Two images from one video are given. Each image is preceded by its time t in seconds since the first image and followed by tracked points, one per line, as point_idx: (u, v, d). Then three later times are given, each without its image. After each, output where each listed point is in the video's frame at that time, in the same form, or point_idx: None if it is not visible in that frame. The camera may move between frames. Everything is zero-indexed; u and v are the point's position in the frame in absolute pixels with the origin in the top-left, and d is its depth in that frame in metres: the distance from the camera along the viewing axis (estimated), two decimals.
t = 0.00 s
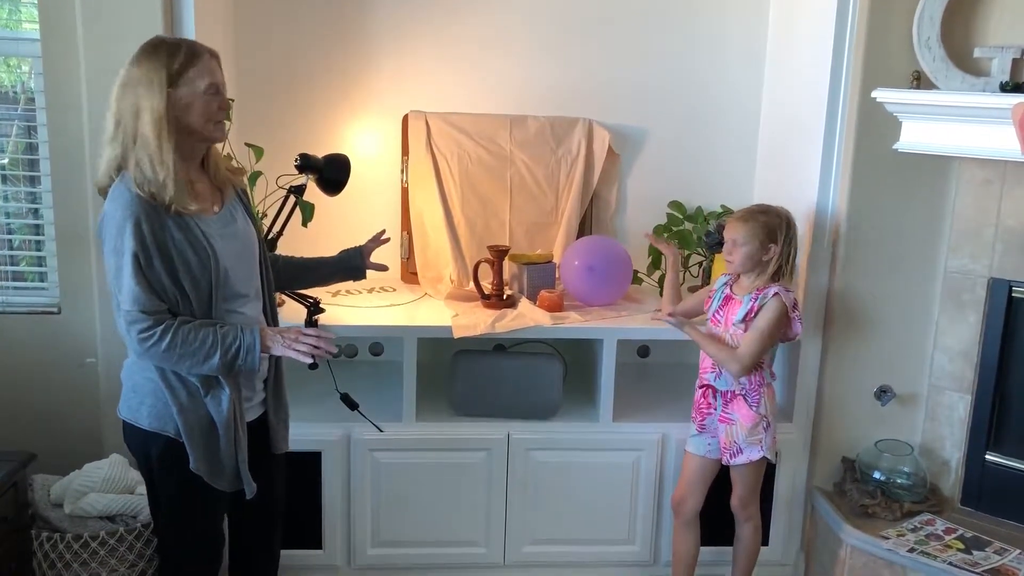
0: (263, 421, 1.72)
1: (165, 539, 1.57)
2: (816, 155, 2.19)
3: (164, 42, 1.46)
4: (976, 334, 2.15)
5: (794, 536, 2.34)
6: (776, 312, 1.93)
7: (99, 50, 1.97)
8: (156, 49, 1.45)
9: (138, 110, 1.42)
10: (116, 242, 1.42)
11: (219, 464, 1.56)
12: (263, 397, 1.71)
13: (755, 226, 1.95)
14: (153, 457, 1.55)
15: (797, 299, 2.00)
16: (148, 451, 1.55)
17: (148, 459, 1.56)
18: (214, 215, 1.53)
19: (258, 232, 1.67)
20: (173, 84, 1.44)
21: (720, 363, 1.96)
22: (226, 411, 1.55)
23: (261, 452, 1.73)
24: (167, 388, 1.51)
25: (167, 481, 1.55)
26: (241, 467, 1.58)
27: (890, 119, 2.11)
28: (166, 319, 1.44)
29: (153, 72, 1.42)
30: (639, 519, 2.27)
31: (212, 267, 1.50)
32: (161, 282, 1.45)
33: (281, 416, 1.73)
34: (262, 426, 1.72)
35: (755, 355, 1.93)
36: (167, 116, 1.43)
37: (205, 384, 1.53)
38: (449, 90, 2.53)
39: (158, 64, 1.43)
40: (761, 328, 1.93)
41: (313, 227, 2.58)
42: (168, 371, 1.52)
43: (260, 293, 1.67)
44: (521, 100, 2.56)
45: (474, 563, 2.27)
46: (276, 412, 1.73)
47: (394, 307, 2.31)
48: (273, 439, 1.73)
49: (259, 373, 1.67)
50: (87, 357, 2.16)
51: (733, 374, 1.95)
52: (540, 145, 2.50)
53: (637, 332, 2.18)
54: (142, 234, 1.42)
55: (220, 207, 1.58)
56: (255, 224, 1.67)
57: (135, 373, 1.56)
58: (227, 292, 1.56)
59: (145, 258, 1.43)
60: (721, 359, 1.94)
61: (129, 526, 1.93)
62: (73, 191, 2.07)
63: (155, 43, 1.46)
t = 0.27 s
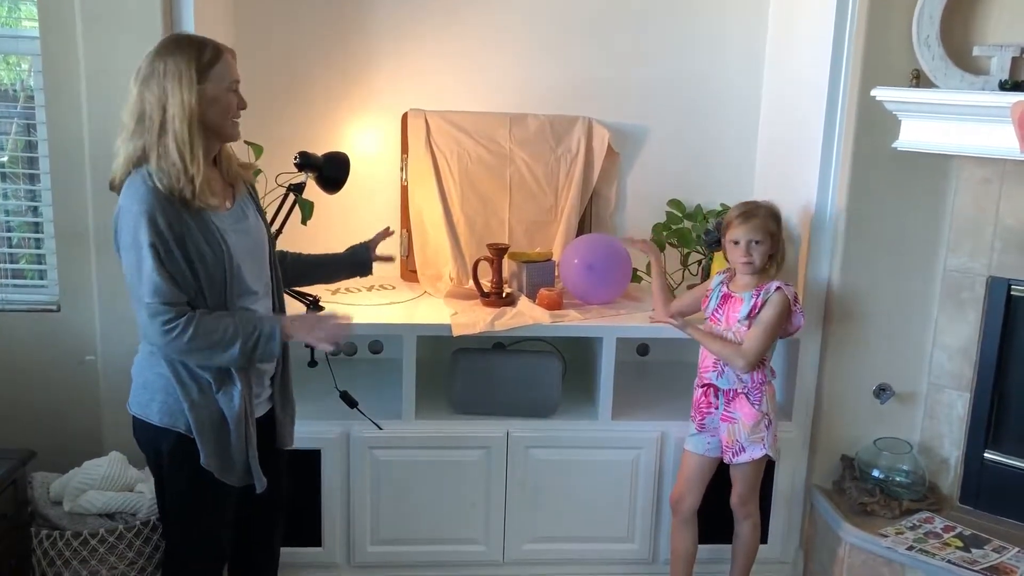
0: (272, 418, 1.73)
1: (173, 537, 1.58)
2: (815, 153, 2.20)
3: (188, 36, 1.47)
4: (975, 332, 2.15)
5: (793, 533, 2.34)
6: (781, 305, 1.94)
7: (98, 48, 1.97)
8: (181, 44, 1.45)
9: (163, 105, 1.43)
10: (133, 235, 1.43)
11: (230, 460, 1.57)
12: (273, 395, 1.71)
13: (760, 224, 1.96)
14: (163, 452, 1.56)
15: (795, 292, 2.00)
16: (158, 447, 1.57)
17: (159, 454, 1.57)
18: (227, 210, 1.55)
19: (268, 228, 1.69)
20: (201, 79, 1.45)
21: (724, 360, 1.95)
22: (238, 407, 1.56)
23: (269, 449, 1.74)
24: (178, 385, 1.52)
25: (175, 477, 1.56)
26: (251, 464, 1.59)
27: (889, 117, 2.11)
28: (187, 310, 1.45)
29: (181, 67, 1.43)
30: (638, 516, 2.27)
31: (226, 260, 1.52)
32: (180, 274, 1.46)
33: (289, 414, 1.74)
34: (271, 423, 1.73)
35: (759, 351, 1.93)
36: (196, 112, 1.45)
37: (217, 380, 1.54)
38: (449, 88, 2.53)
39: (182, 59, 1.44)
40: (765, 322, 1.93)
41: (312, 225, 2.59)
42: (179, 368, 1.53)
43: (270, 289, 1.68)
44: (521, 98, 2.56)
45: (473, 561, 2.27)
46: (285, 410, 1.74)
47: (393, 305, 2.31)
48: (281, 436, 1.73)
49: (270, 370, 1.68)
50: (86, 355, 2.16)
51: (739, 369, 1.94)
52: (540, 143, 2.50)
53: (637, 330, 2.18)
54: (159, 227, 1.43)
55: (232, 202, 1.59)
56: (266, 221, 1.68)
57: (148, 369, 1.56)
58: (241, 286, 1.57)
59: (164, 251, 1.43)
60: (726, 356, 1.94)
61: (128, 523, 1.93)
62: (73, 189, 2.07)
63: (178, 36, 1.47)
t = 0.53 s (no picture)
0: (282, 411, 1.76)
1: (178, 528, 1.62)
2: (815, 151, 2.20)
3: (206, 35, 1.50)
4: (975, 331, 2.15)
5: (793, 532, 2.34)
6: (781, 302, 1.94)
7: (98, 46, 1.97)
8: (197, 42, 1.48)
9: (179, 102, 1.46)
10: (162, 230, 1.45)
11: (233, 458, 1.58)
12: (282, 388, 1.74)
13: (757, 221, 1.96)
14: (170, 448, 1.59)
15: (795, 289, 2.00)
16: (164, 443, 1.59)
17: (166, 451, 1.60)
18: (243, 203, 1.59)
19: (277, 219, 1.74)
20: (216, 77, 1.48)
21: (723, 358, 1.95)
22: (252, 400, 1.59)
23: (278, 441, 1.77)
24: (187, 381, 1.55)
25: (180, 473, 1.59)
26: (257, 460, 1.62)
27: (888, 116, 2.11)
28: (234, 284, 1.48)
29: (197, 65, 1.46)
30: (637, 515, 2.27)
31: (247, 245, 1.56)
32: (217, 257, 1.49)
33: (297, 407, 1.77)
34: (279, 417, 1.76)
35: (760, 349, 1.93)
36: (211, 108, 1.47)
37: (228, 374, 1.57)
38: (449, 86, 2.53)
39: (199, 57, 1.46)
40: (765, 320, 1.93)
41: (312, 224, 2.59)
42: (189, 364, 1.56)
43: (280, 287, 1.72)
44: (520, 97, 2.56)
45: (472, 560, 2.27)
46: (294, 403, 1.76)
47: (392, 304, 2.31)
48: (289, 428, 1.76)
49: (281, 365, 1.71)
50: (86, 354, 2.16)
51: (740, 367, 1.94)
52: (539, 142, 2.50)
53: (636, 329, 2.18)
54: (186, 218, 1.46)
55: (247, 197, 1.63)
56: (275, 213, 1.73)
57: (159, 366, 1.59)
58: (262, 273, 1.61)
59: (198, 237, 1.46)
60: (727, 355, 1.94)
61: (128, 522, 1.93)
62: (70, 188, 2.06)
63: (194, 35, 1.50)
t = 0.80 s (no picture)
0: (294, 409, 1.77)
1: (188, 523, 1.65)
2: (815, 150, 2.20)
3: (225, 34, 1.52)
4: (975, 330, 2.15)
5: (793, 531, 2.34)
6: (780, 301, 1.94)
7: (97, 46, 1.97)
8: (216, 42, 1.50)
9: (197, 100, 1.49)
10: (179, 228, 1.49)
11: (241, 456, 1.60)
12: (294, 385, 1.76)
13: (751, 220, 1.96)
14: (179, 443, 1.61)
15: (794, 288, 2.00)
16: (174, 439, 1.62)
17: (175, 446, 1.62)
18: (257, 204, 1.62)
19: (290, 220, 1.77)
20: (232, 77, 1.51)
21: (723, 358, 1.95)
22: (263, 397, 1.61)
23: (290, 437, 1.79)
24: (196, 379, 1.57)
25: (190, 469, 1.62)
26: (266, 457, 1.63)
27: (888, 115, 2.11)
28: (247, 284, 1.52)
29: (215, 64, 1.48)
30: (637, 515, 2.27)
31: (260, 245, 1.60)
32: (232, 256, 1.53)
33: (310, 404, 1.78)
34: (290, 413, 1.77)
35: (760, 348, 1.93)
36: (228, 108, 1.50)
37: (239, 370, 1.59)
38: (448, 86, 2.53)
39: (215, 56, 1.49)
40: (764, 319, 1.93)
41: (311, 223, 2.59)
42: (199, 362, 1.58)
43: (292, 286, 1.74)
44: (520, 97, 2.56)
45: (472, 559, 2.27)
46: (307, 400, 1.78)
47: (392, 304, 2.31)
48: (300, 426, 1.77)
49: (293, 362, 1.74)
50: (86, 354, 2.16)
51: (739, 367, 1.94)
52: (539, 141, 2.50)
53: (636, 329, 2.18)
54: (203, 217, 1.50)
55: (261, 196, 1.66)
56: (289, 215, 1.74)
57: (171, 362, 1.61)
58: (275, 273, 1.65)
59: (213, 237, 1.50)
60: (726, 355, 1.94)
61: (128, 522, 1.93)
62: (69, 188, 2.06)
63: (213, 34, 1.52)
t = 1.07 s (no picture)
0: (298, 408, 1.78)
1: (190, 521, 1.65)
2: (814, 148, 2.20)
3: (233, 36, 1.53)
4: (975, 329, 2.15)
5: (794, 531, 2.34)
6: (777, 303, 1.93)
7: (97, 47, 1.97)
8: (224, 43, 1.52)
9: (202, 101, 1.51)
10: (186, 224, 1.50)
11: (243, 454, 1.60)
12: (297, 386, 1.76)
13: (747, 220, 1.96)
14: (181, 441, 1.62)
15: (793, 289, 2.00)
16: (177, 436, 1.62)
17: (179, 444, 1.63)
18: (267, 205, 1.63)
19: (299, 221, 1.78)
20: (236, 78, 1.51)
21: (725, 362, 1.95)
22: (265, 396, 1.61)
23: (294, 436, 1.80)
24: (200, 377, 1.57)
25: (192, 467, 1.62)
26: (268, 456, 1.63)
27: (887, 114, 2.11)
28: (251, 283, 1.53)
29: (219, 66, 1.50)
30: (637, 514, 2.27)
31: (266, 245, 1.61)
32: (238, 254, 1.54)
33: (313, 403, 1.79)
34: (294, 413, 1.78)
35: (760, 350, 1.93)
36: (231, 109, 1.51)
37: (241, 369, 1.59)
38: (448, 86, 2.53)
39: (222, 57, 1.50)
40: (763, 321, 1.93)
41: (311, 224, 2.59)
42: (203, 360, 1.59)
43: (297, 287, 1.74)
44: (519, 96, 2.56)
45: (472, 559, 2.27)
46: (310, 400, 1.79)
47: (392, 304, 2.31)
48: (306, 425, 1.79)
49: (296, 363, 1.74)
50: (87, 355, 2.17)
51: (739, 369, 1.95)
52: (538, 141, 2.51)
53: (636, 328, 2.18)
54: (211, 214, 1.50)
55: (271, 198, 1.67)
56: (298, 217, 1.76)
57: (175, 360, 1.62)
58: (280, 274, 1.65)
59: (220, 234, 1.51)
60: (727, 358, 1.94)
61: (129, 522, 1.93)
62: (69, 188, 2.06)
63: (223, 36, 1.53)
